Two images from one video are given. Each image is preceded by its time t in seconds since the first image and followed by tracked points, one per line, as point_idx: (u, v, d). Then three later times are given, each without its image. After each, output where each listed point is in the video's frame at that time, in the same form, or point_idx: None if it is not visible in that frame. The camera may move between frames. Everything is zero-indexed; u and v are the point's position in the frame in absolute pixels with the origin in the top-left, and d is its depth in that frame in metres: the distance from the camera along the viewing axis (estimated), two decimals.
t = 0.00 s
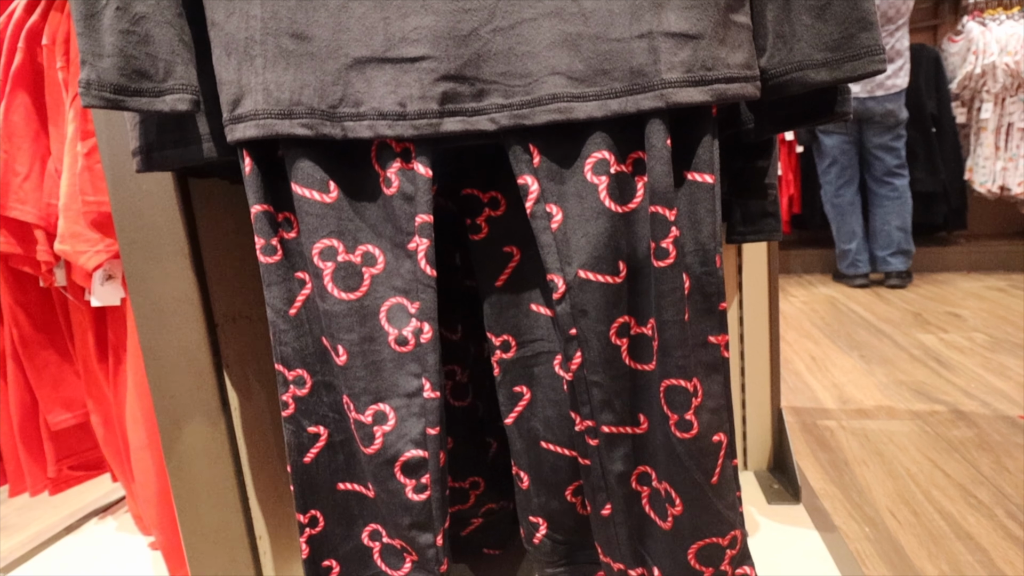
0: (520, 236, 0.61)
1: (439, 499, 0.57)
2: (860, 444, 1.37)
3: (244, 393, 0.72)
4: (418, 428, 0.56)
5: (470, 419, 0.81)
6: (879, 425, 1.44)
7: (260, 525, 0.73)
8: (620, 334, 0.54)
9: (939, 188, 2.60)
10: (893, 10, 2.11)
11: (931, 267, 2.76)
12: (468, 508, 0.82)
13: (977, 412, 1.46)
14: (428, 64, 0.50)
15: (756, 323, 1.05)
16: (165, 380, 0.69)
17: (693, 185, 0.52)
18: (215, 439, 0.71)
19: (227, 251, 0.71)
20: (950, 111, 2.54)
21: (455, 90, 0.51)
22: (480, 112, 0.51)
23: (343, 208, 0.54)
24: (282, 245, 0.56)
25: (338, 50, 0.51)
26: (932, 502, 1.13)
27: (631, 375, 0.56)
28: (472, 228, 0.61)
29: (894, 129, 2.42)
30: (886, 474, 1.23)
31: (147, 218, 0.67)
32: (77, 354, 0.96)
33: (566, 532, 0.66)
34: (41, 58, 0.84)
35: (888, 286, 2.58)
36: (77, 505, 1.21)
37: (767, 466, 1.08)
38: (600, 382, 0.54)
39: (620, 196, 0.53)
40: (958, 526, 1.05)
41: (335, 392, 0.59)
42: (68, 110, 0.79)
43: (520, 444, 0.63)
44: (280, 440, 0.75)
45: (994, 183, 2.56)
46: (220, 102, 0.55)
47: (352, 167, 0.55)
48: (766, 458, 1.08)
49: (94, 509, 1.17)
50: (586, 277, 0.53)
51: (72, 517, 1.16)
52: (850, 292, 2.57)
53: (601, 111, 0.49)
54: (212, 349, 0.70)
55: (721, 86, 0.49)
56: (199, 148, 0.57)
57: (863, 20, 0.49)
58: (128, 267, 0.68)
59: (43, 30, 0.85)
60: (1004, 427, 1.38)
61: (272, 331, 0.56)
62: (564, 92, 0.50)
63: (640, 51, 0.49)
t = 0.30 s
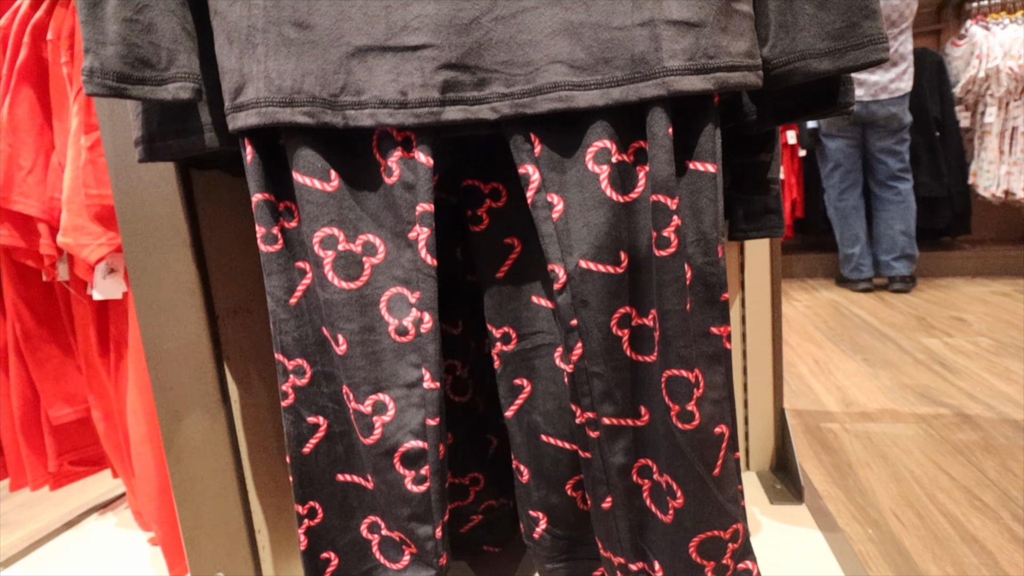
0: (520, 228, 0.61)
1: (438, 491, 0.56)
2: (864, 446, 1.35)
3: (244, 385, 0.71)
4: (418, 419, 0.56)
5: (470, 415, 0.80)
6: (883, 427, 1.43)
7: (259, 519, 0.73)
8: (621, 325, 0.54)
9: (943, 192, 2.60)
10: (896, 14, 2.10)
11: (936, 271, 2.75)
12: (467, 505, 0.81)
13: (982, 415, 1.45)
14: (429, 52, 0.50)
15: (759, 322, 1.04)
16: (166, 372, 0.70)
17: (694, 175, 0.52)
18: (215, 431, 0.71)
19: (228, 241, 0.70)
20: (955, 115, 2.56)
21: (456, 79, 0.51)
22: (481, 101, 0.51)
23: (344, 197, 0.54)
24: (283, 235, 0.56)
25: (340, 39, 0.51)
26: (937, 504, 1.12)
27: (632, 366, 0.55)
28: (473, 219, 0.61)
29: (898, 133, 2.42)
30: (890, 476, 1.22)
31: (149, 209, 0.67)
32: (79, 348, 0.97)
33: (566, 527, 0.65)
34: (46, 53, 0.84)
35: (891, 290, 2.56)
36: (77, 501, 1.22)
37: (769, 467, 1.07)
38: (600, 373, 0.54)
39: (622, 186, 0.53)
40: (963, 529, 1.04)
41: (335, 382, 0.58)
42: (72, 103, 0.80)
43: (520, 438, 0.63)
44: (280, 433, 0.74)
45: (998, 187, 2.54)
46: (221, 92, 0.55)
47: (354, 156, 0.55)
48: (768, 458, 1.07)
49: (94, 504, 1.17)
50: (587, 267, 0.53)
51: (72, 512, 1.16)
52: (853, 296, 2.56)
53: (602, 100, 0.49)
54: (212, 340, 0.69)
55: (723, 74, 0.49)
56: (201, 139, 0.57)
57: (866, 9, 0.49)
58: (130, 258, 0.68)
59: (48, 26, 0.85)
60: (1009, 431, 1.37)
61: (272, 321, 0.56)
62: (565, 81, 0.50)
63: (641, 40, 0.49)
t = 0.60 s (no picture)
0: (524, 216, 0.61)
1: (440, 480, 0.56)
2: (870, 447, 1.34)
3: (247, 375, 0.71)
4: (420, 407, 0.56)
5: (473, 407, 0.80)
6: (890, 428, 1.41)
7: (261, 508, 0.73)
8: (625, 314, 0.54)
9: (951, 194, 2.58)
10: (906, 14, 2.08)
11: (944, 274, 2.73)
12: (470, 498, 0.81)
13: (990, 416, 1.44)
14: (433, 38, 0.50)
15: (765, 319, 1.03)
16: (172, 360, 0.70)
17: (699, 162, 0.51)
18: (218, 420, 0.71)
19: (235, 232, 0.71)
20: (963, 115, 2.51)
21: (461, 65, 0.51)
22: (485, 87, 0.51)
23: (348, 183, 0.54)
24: (287, 222, 0.56)
25: (345, 25, 0.51)
26: (944, 504, 1.11)
27: (636, 355, 0.55)
28: (476, 208, 0.61)
29: (907, 134, 2.40)
30: (897, 476, 1.20)
31: (155, 198, 0.68)
32: (85, 340, 0.97)
33: (569, 519, 0.65)
34: (55, 46, 0.85)
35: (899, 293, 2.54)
36: (82, 493, 1.22)
37: (775, 465, 1.06)
38: (604, 362, 0.54)
39: (626, 173, 0.52)
40: (971, 529, 1.03)
41: (338, 370, 0.58)
42: (80, 94, 0.80)
43: (523, 428, 0.63)
44: (282, 425, 0.75)
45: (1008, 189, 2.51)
46: (226, 78, 0.55)
47: (358, 143, 0.55)
48: (774, 456, 1.06)
49: (99, 496, 1.18)
50: (591, 255, 0.52)
51: (78, 503, 1.17)
52: (860, 298, 2.54)
53: (607, 86, 0.49)
54: (216, 330, 0.69)
55: (729, 60, 0.48)
56: (206, 126, 0.57)
57: None
58: (137, 246, 0.69)
59: (57, 19, 0.86)
60: (1019, 432, 1.35)
61: (275, 307, 0.56)
62: (570, 67, 0.49)
63: (646, 25, 0.49)
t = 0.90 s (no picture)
0: (528, 206, 0.60)
1: (442, 468, 0.56)
2: (877, 449, 1.33)
3: (251, 365, 0.71)
4: (422, 395, 0.55)
5: (476, 400, 0.80)
6: (897, 431, 1.40)
7: (264, 498, 0.73)
8: (629, 304, 0.53)
9: (961, 198, 2.56)
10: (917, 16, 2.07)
11: (952, 278, 2.70)
12: (472, 492, 0.81)
13: (999, 420, 1.42)
14: (439, 24, 0.50)
15: (771, 317, 1.02)
16: (177, 347, 0.70)
17: (705, 150, 0.51)
18: (221, 407, 0.71)
19: (241, 222, 0.71)
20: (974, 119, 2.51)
21: (466, 51, 0.51)
22: (491, 74, 0.51)
23: (353, 169, 0.54)
24: (291, 208, 0.56)
25: (351, 11, 0.51)
26: (952, 507, 1.09)
27: (640, 345, 0.55)
28: (481, 197, 0.61)
29: (916, 137, 2.38)
30: (904, 478, 1.19)
31: (161, 185, 0.68)
32: (90, 330, 0.98)
33: (571, 512, 0.64)
34: (64, 36, 0.86)
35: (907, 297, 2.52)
36: (86, 484, 1.23)
37: (780, 464, 1.05)
38: (607, 352, 0.53)
39: (632, 161, 0.52)
40: (978, 532, 1.02)
41: (340, 357, 0.58)
42: (88, 84, 0.80)
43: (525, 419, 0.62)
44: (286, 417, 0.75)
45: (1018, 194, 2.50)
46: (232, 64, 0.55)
47: (363, 130, 0.55)
48: (778, 455, 1.05)
49: (102, 487, 1.19)
50: (595, 244, 0.52)
51: (81, 493, 1.18)
52: (867, 301, 2.52)
53: (613, 73, 0.49)
54: (221, 318, 0.69)
55: (735, 47, 0.48)
56: (212, 112, 0.57)
57: None
58: (144, 233, 0.69)
59: (67, 10, 0.87)
60: None
61: (279, 294, 0.56)
62: (576, 54, 0.49)
63: (653, 12, 0.48)
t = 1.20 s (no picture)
0: (535, 190, 0.60)
1: (446, 453, 0.55)
2: (886, 446, 1.31)
3: (257, 350, 0.71)
4: (426, 378, 0.55)
5: (481, 388, 0.79)
6: (906, 428, 1.39)
7: (268, 483, 0.73)
8: (636, 288, 0.53)
9: (973, 196, 2.53)
10: (930, 12, 2.05)
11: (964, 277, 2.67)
12: (477, 481, 0.81)
13: (1010, 418, 1.41)
14: (447, 4, 0.50)
15: (779, 310, 1.01)
16: (183, 331, 0.71)
17: (714, 133, 0.51)
18: (227, 392, 0.71)
19: (248, 207, 0.71)
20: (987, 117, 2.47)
21: (473, 32, 0.51)
22: (498, 55, 0.51)
23: (358, 151, 0.54)
24: (296, 190, 0.56)
25: None
26: (961, 505, 1.08)
27: (646, 331, 0.54)
28: (487, 180, 0.61)
29: (929, 135, 2.35)
30: (913, 475, 1.18)
31: (169, 169, 0.68)
32: (98, 317, 0.98)
33: (575, 499, 0.64)
34: (74, 23, 0.86)
35: (917, 295, 2.50)
36: (93, 471, 1.24)
37: (787, 458, 1.04)
38: (613, 336, 0.53)
39: (639, 143, 0.52)
40: (988, 529, 1.00)
41: (345, 341, 0.58)
42: (97, 70, 0.81)
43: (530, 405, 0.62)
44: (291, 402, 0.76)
45: None
46: (239, 45, 0.55)
47: (369, 112, 0.55)
48: (785, 449, 1.04)
49: (110, 475, 1.20)
50: (602, 227, 0.52)
51: (90, 481, 1.19)
52: (877, 300, 2.50)
53: (621, 54, 0.48)
54: (227, 303, 0.69)
55: (746, 28, 0.47)
56: (219, 94, 0.57)
57: None
58: (151, 218, 0.69)
59: None
60: None
61: (284, 276, 0.56)
62: (584, 34, 0.49)
63: None
